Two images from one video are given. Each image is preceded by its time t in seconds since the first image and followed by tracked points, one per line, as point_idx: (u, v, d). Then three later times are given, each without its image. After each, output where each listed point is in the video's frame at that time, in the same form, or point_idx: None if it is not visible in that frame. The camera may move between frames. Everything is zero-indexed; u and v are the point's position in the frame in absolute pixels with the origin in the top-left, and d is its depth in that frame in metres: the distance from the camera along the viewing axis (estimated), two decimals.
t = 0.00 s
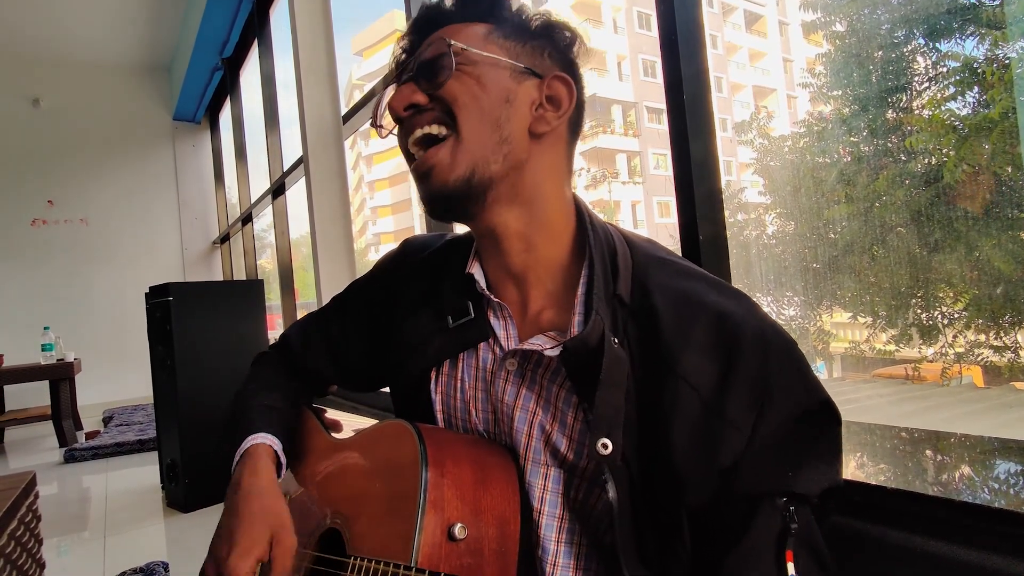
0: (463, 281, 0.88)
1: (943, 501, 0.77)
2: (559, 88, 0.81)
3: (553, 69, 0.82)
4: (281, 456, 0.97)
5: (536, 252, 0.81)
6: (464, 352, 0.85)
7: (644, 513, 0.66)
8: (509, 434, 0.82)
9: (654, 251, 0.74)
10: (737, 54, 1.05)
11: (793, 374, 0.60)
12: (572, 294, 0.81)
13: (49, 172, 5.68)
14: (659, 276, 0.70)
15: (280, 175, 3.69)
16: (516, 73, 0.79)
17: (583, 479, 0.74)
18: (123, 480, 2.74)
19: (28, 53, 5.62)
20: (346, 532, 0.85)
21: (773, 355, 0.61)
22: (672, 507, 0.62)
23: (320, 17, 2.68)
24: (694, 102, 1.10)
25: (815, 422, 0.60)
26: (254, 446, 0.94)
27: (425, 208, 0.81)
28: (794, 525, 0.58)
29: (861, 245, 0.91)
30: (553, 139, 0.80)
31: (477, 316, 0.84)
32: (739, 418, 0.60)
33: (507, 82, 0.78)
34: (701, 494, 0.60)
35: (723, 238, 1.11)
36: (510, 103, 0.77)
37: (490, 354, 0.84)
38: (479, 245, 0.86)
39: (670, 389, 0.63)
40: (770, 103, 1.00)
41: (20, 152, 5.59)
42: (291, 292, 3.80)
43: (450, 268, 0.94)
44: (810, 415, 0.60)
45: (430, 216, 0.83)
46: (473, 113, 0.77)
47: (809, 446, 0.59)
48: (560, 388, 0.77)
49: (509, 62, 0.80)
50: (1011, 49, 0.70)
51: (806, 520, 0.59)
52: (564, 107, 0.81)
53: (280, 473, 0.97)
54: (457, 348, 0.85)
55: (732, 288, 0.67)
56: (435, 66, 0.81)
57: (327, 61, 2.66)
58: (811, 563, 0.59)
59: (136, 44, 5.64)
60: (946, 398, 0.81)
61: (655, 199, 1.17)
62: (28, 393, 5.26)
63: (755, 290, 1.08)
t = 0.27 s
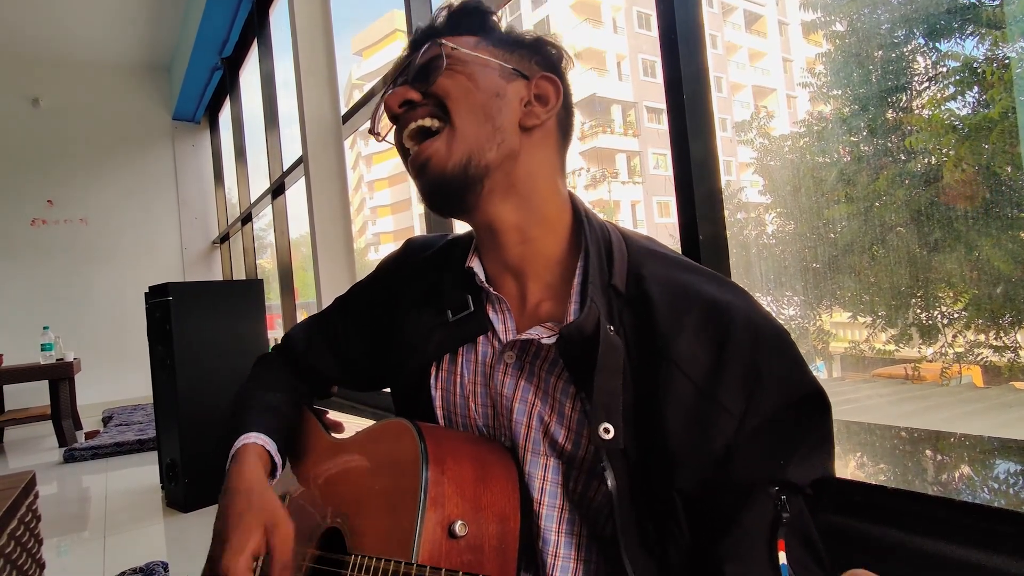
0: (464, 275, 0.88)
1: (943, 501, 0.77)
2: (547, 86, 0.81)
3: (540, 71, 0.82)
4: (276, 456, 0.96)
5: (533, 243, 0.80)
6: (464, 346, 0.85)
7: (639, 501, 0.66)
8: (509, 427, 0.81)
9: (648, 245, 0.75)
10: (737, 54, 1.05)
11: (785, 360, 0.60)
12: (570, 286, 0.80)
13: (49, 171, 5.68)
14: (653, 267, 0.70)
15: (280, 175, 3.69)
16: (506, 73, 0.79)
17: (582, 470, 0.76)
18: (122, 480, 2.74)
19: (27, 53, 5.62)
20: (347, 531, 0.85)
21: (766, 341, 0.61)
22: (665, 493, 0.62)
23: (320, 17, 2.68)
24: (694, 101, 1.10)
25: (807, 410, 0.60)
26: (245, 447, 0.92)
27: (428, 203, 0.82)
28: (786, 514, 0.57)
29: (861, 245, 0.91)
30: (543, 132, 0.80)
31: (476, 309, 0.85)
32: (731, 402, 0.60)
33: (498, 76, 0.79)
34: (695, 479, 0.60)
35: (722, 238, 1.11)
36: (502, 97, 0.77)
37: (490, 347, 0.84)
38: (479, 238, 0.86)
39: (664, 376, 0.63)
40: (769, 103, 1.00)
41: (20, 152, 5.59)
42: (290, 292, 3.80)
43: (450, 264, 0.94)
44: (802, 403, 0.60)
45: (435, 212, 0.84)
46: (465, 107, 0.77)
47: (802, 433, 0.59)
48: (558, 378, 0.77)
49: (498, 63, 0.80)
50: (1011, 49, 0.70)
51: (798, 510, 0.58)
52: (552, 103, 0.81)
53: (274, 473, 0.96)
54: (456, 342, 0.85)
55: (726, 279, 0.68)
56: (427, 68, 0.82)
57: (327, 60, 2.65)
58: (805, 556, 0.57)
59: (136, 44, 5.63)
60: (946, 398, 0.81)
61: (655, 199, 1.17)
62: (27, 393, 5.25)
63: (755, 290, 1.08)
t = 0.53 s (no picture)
0: (461, 274, 0.88)
1: (942, 501, 0.77)
2: (536, 89, 0.81)
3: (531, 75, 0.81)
4: (275, 456, 0.95)
5: (527, 241, 0.80)
6: (461, 344, 0.85)
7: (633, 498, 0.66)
8: (506, 422, 0.81)
9: (643, 243, 0.75)
10: (737, 54, 1.05)
11: (777, 354, 0.60)
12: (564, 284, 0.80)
13: (48, 171, 5.68)
14: (646, 264, 0.70)
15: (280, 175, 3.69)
16: (493, 78, 0.79)
17: (578, 468, 0.75)
18: (122, 480, 2.74)
19: (27, 53, 5.61)
20: (348, 528, 0.85)
21: (757, 335, 0.61)
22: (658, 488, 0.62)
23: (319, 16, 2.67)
24: (693, 101, 1.10)
25: (801, 405, 0.59)
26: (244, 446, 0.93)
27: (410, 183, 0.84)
28: (780, 509, 0.57)
29: (861, 245, 0.91)
30: (533, 133, 0.79)
31: (473, 307, 0.85)
32: (722, 395, 0.60)
33: (487, 78, 0.79)
34: (687, 473, 0.60)
35: (722, 238, 1.11)
36: (490, 99, 0.78)
37: (487, 345, 0.84)
38: (474, 237, 0.86)
39: (656, 371, 0.63)
40: (769, 104, 1.00)
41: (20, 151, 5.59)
42: (290, 292, 3.80)
43: (449, 264, 0.94)
44: (795, 397, 0.59)
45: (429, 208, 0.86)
46: (452, 106, 0.78)
47: (794, 428, 0.58)
48: (553, 374, 0.77)
49: (488, 67, 0.80)
50: (1011, 49, 0.70)
51: (792, 506, 0.58)
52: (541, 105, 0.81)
53: (274, 471, 0.96)
54: (453, 340, 0.85)
55: (719, 276, 0.68)
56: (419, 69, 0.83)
57: (326, 60, 2.65)
58: (799, 549, 0.57)
59: (135, 44, 5.63)
60: (946, 399, 0.81)
61: (654, 199, 1.17)
62: (27, 393, 5.25)
63: (755, 290, 1.09)
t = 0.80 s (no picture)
0: (462, 277, 0.88)
1: (943, 501, 0.78)
2: (537, 88, 0.80)
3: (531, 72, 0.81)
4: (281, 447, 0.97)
5: (528, 244, 0.80)
6: (462, 347, 0.85)
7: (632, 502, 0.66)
8: (507, 425, 0.81)
9: (645, 245, 0.75)
10: (737, 54, 1.05)
11: (779, 358, 0.60)
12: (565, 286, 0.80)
13: (48, 171, 5.67)
14: (648, 267, 0.70)
15: (280, 175, 3.69)
16: (493, 76, 0.79)
17: (578, 472, 0.75)
18: (122, 480, 2.74)
19: (26, 53, 5.61)
20: (348, 530, 0.85)
21: (759, 339, 0.61)
22: (660, 492, 0.62)
23: (319, 16, 2.67)
24: (693, 102, 1.10)
25: (801, 409, 0.59)
26: (251, 433, 0.95)
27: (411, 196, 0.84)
28: (781, 514, 0.57)
29: (861, 245, 0.91)
30: (534, 134, 0.79)
31: (474, 310, 0.84)
32: (725, 400, 0.59)
33: (486, 79, 0.79)
34: (688, 477, 0.60)
35: (722, 239, 1.11)
36: (490, 101, 0.78)
37: (487, 347, 0.84)
38: (474, 240, 0.85)
39: (658, 375, 0.63)
40: (769, 103, 1.00)
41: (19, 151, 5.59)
42: (290, 292, 3.80)
43: (449, 265, 0.94)
44: (796, 401, 0.59)
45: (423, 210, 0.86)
46: (451, 110, 0.78)
47: (795, 433, 0.59)
48: (554, 379, 0.77)
49: (488, 66, 0.80)
50: (1011, 49, 0.70)
51: (794, 509, 0.58)
52: (543, 104, 0.80)
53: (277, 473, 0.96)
54: (454, 342, 0.85)
55: (721, 279, 0.68)
56: (416, 71, 0.83)
57: (326, 60, 2.65)
58: (799, 554, 0.58)
59: (135, 44, 5.63)
60: (946, 398, 0.81)
61: (654, 199, 1.17)
62: (27, 393, 5.25)
63: (755, 290, 1.09)
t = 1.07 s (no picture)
0: (462, 279, 0.88)
1: (943, 501, 0.78)
2: (539, 86, 0.81)
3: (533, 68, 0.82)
4: (281, 447, 0.97)
5: (529, 248, 0.80)
6: (463, 349, 0.85)
7: (634, 506, 0.65)
8: (508, 429, 0.82)
9: (648, 247, 0.74)
10: (737, 54, 1.05)
11: (783, 366, 0.60)
12: (566, 290, 0.80)
13: (48, 171, 5.67)
14: (651, 271, 0.70)
15: (280, 175, 3.69)
16: (495, 74, 0.79)
17: (579, 476, 0.76)
18: (122, 480, 2.74)
19: (26, 53, 5.61)
20: (348, 531, 0.85)
21: (763, 346, 0.61)
22: (661, 499, 0.62)
23: (320, 17, 2.68)
24: (693, 102, 1.10)
25: (804, 416, 0.60)
26: (250, 433, 0.94)
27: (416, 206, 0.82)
28: (783, 520, 0.58)
29: (861, 245, 0.91)
30: (537, 135, 0.79)
31: (475, 313, 0.84)
32: (728, 408, 0.60)
33: (488, 80, 0.78)
34: (691, 484, 0.60)
35: (722, 239, 1.11)
36: (493, 103, 0.77)
37: (488, 350, 0.84)
38: (475, 243, 0.86)
39: (662, 382, 0.63)
40: (769, 103, 1.00)
41: (20, 151, 5.59)
42: (290, 292, 3.80)
43: (449, 267, 0.93)
44: (799, 409, 0.59)
45: (424, 215, 0.85)
46: (454, 112, 0.77)
47: (799, 440, 0.59)
48: (555, 383, 0.77)
49: (489, 63, 0.80)
50: (1011, 49, 0.70)
51: (796, 515, 0.60)
52: (545, 103, 0.80)
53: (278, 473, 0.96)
54: (455, 345, 0.85)
55: (725, 283, 0.67)
56: (416, 74, 0.82)
57: (326, 60, 2.65)
58: (802, 560, 0.60)
59: (135, 44, 5.63)
60: (946, 398, 0.81)
61: (654, 199, 1.17)
62: (27, 393, 5.25)
63: (755, 290, 1.09)
